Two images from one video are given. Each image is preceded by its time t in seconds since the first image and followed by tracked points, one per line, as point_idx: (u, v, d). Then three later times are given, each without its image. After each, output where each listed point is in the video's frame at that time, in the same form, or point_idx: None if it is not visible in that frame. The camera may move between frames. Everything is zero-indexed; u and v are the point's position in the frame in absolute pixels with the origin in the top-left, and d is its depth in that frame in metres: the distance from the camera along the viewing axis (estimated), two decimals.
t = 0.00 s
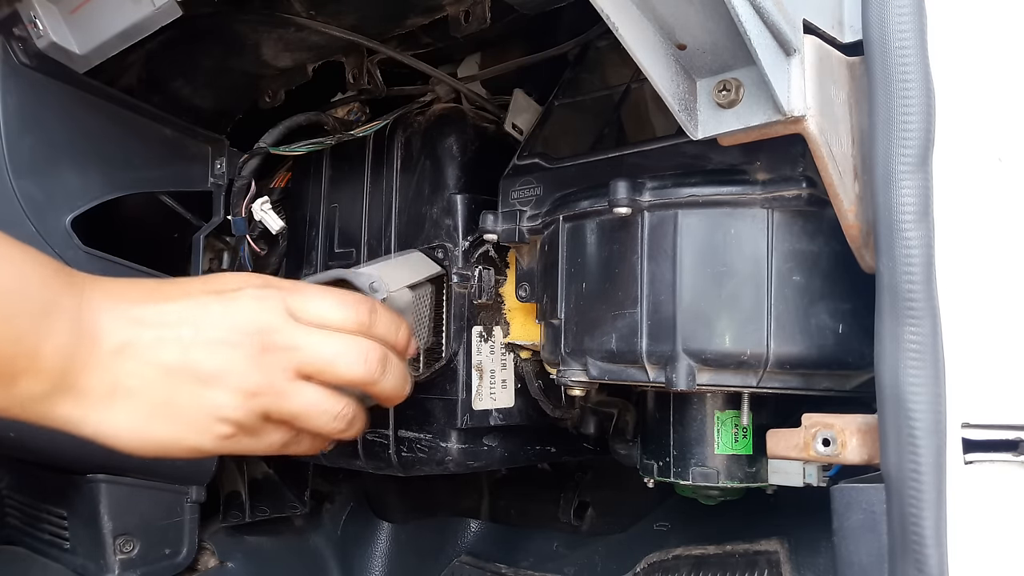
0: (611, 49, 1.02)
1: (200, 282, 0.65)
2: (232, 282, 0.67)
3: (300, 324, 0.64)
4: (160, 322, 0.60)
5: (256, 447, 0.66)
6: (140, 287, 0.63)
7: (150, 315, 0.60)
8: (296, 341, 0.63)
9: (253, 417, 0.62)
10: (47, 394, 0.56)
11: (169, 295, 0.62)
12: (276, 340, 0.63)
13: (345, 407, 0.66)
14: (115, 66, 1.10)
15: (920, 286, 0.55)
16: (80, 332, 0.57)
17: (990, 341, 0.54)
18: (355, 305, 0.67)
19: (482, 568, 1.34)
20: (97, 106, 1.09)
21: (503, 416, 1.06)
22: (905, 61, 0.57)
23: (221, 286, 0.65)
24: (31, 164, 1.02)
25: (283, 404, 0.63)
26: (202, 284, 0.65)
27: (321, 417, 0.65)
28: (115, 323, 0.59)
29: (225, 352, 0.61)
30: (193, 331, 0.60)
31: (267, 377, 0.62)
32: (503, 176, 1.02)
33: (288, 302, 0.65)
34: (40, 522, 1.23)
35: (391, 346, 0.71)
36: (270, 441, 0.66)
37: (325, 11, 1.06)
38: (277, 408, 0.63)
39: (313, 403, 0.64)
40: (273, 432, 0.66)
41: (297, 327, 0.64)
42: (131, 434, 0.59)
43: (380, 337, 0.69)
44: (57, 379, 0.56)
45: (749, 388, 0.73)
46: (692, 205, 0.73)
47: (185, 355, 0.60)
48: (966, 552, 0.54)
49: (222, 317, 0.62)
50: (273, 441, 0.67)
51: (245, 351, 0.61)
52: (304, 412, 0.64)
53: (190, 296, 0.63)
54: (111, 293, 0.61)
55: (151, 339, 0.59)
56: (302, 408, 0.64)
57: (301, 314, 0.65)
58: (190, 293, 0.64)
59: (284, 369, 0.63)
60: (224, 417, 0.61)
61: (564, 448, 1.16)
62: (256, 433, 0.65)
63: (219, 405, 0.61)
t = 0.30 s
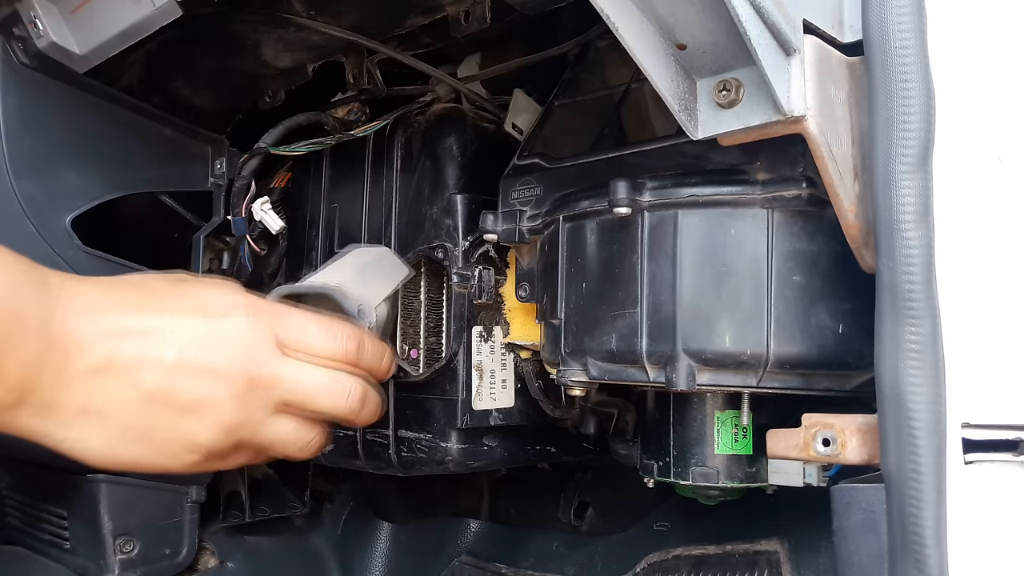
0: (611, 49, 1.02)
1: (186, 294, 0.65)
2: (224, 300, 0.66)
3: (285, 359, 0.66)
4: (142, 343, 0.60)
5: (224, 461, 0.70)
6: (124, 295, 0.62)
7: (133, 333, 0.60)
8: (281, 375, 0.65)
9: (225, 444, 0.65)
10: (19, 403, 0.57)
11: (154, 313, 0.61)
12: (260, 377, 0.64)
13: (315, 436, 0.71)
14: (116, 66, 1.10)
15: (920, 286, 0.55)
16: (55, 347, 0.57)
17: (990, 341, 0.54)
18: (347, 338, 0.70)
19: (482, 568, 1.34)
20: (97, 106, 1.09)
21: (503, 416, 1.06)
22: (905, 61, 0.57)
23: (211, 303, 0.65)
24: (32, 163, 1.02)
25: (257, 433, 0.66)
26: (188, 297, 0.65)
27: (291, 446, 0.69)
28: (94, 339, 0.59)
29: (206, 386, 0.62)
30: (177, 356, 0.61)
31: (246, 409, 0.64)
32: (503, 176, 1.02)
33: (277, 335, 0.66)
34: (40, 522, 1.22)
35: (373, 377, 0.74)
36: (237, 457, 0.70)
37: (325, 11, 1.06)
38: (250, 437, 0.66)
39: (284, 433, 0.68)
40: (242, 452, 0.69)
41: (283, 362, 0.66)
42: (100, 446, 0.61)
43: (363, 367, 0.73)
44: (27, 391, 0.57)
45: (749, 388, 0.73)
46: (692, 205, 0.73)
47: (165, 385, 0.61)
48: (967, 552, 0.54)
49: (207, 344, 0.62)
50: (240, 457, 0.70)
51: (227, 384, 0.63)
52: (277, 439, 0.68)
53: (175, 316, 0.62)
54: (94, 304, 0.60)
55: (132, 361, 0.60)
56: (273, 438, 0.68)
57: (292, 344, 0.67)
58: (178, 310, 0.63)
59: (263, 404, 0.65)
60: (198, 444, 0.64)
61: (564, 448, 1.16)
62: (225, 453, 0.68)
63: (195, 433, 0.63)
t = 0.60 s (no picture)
0: (611, 49, 1.02)
1: (172, 327, 0.68)
2: (208, 331, 0.69)
3: (252, 400, 0.74)
4: (128, 379, 0.64)
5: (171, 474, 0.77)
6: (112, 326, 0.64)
7: (119, 370, 0.64)
8: (252, 415, 0.74)
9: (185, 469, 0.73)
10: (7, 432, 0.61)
11: (141, 347, 0.65)
12: (233, 420, 0.72)
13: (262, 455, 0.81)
14: (116, 65, 1.10)
15: (920, 286, 0.55)
16: (43, 379, 0.60)
17: (991, 341, 0.54)
18: (312, 374, 0.82)
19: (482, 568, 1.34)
20: (97, 106, 1.09)
21: (503, 416, 1.06)
22: (905, 61, 0.57)
23: (200, 341, 0.68)
24: (32, 163, 1.02)
25: (214, 459, 0.75)
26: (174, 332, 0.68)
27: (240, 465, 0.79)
28: (82, 373, 0.62)
29: (182, 427, 0.68)
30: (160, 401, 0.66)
31: (214, 446, 0.72)
32: (503, 176, 1.02)
33: (250, 379, 0.73)
34: (41, 522, 1.22)
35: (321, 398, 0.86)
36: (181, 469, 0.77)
37: (325, 11, 1.06)
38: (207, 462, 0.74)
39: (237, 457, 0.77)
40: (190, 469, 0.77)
41: (250, 404, 0.74)
42: (66, 467, 0.66)
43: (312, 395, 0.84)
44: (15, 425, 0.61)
45: (749, 388, 0.73)
46: (692, 205, 0.73)
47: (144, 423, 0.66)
48: (967, 552, 0.54)
49: (190, 390, 0.67)
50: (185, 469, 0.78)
51: (201, 426, 0.69)
52: (231, 460, 0.77)
53: (160, 352, 0.66)
54: (81, 330, 0.63)
55: (118, 401, 0.64)
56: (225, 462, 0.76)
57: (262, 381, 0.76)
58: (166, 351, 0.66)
59: (229, 438, 0.73)
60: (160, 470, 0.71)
61: (564, 448, 1.16)
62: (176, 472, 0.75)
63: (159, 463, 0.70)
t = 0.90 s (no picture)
0: (611, 49, 1.02)
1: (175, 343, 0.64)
2: (209, 349, 0.65)
3: (251, 424, 0.69)
4: (124, 399, 0.62)
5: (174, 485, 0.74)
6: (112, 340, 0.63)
7: (114, 389, 0.62)
8: (247, 438, 0.69)
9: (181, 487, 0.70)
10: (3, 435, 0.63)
11: (138, 365, 0.62)
12: (227, 444, 0.67)
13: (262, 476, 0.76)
14: (116, 65, 1.10)
15: (920, 286, 0.55)
16: (37, 397, 0.61)
17: (991, 342, 0.54)
18: (314, 398, 0.75)
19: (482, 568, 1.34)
20: (97, 106, 1.09)
21: (503, 416, 1.06)
22: (905, 61, 0.57)
23: (201, 361, 0.64)
24: (32, 163, 1.02)
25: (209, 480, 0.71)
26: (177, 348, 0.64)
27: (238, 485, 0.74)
28: (77, 391, 0.61)
29: (175, 449, 0.65)
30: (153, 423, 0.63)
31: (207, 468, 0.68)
32: (502, 176, 1.02)
33: (250, 403, 0.68)
34: (41, 522, 1.22)
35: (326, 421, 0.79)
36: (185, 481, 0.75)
37: (325, 11, 1.06)
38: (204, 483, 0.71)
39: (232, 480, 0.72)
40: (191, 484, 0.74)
41: (248, 428, 0.69)
42: (58, 479, 0.67)
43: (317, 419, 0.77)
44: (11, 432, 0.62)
45: (749, 388, 0.73)
46: (692, 205, 0.73)
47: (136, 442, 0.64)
48: (967, 552, 0.54)
49: (185, 412, 0.64)
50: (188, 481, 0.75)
51: (196, 447, 0.66)
52: (225, 481, 0.72)
53: (159, 370, 0.63)
54: (79, 347, 0.62)
55: (110, 418, 0.63)
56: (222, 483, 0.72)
57: (262, 406, 0.70)
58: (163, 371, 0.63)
59: (223, 462, 0.69)
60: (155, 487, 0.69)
61: (564, 448, 1.16)
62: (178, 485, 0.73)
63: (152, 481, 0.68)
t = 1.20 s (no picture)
0: (611, 49, 1.02)
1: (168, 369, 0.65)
2: (208, 377, 0.65)
3: (249, 459, 0.68)
4: (115, 425, 0.63)
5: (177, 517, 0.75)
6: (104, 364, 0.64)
7: (104, 414, 0.62)
8: (245, 473, 0.68)
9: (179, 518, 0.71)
10: None
11: (131, 392, 0.63)
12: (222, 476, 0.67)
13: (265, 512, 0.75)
14: (116, 65, 1.10)
15: (920, 286, 0.55)
16: (23, 419, 0.61)
17: (990, 341, 0.54)
18: (323, 440, 0.72)
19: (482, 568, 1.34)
20: (97, 106, 1.09)
21: (503, 416, 1.06)
22: (905, 61, 0.57)
23: (195, 388, 0.64)
24: (32, 163, 1.01)
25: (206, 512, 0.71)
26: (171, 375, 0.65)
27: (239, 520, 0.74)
28: (67, 415, 0.62)
29: (168, 478, 0.66)
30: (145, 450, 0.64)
31: (202, 500, 0.68)
32: (502, 177, 1.02)
33: (248, 436, 0.67)
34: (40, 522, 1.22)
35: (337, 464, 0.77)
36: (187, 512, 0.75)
37: (325, 11, 1.06)
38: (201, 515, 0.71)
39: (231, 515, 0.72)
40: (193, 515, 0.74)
41: (246, 462, 0.68)
42: (53, 502, 0.68)
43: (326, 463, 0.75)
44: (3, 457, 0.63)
45: (749, 387, 0.73)
46: (692, 205, 0.73)
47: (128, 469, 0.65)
48: (967, 552, 0.54)
49: (178, 440, 0.64)
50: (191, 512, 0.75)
51: (190, 477, 0.66)
52: (224, 513, 0.72)
53: (152, 398, 0.63)
54: (69, 371, 0.62)
55: (101, 443, 0.63)
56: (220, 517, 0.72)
57: (263, 442, 0.69)
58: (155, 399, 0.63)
59: (219, 495, 0.69)
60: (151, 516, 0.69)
61: (564, 448, 1.16)
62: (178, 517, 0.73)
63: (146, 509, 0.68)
